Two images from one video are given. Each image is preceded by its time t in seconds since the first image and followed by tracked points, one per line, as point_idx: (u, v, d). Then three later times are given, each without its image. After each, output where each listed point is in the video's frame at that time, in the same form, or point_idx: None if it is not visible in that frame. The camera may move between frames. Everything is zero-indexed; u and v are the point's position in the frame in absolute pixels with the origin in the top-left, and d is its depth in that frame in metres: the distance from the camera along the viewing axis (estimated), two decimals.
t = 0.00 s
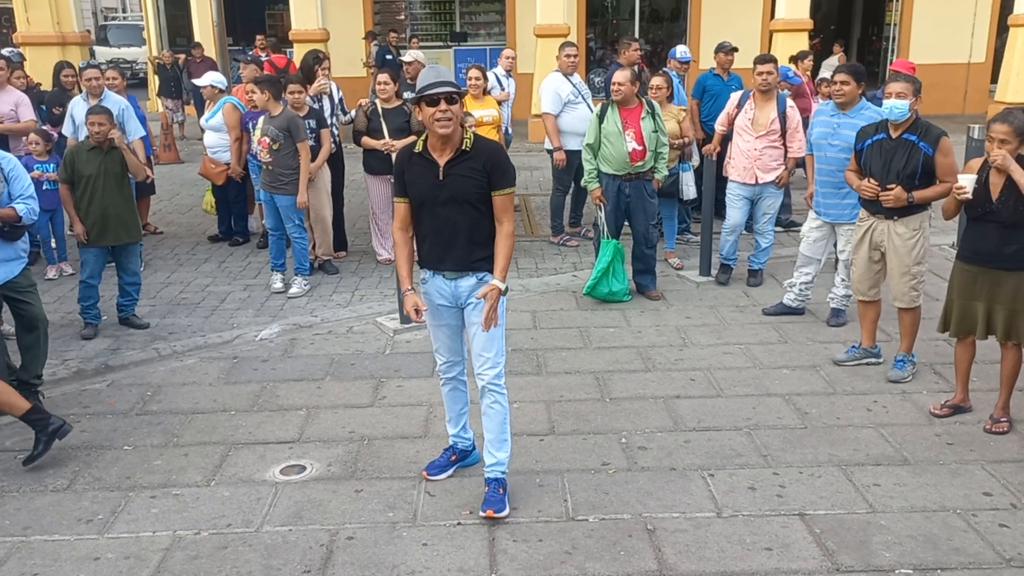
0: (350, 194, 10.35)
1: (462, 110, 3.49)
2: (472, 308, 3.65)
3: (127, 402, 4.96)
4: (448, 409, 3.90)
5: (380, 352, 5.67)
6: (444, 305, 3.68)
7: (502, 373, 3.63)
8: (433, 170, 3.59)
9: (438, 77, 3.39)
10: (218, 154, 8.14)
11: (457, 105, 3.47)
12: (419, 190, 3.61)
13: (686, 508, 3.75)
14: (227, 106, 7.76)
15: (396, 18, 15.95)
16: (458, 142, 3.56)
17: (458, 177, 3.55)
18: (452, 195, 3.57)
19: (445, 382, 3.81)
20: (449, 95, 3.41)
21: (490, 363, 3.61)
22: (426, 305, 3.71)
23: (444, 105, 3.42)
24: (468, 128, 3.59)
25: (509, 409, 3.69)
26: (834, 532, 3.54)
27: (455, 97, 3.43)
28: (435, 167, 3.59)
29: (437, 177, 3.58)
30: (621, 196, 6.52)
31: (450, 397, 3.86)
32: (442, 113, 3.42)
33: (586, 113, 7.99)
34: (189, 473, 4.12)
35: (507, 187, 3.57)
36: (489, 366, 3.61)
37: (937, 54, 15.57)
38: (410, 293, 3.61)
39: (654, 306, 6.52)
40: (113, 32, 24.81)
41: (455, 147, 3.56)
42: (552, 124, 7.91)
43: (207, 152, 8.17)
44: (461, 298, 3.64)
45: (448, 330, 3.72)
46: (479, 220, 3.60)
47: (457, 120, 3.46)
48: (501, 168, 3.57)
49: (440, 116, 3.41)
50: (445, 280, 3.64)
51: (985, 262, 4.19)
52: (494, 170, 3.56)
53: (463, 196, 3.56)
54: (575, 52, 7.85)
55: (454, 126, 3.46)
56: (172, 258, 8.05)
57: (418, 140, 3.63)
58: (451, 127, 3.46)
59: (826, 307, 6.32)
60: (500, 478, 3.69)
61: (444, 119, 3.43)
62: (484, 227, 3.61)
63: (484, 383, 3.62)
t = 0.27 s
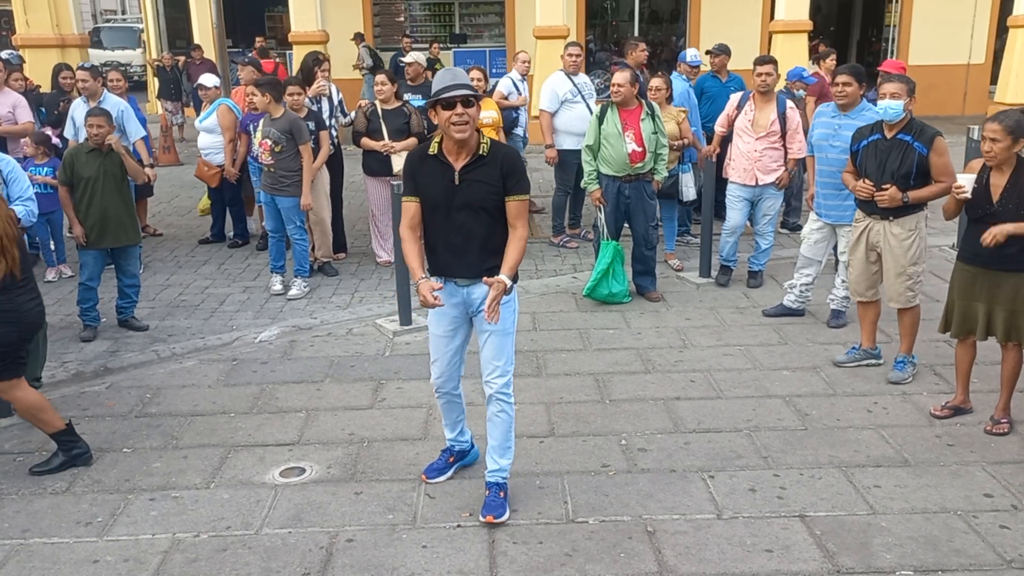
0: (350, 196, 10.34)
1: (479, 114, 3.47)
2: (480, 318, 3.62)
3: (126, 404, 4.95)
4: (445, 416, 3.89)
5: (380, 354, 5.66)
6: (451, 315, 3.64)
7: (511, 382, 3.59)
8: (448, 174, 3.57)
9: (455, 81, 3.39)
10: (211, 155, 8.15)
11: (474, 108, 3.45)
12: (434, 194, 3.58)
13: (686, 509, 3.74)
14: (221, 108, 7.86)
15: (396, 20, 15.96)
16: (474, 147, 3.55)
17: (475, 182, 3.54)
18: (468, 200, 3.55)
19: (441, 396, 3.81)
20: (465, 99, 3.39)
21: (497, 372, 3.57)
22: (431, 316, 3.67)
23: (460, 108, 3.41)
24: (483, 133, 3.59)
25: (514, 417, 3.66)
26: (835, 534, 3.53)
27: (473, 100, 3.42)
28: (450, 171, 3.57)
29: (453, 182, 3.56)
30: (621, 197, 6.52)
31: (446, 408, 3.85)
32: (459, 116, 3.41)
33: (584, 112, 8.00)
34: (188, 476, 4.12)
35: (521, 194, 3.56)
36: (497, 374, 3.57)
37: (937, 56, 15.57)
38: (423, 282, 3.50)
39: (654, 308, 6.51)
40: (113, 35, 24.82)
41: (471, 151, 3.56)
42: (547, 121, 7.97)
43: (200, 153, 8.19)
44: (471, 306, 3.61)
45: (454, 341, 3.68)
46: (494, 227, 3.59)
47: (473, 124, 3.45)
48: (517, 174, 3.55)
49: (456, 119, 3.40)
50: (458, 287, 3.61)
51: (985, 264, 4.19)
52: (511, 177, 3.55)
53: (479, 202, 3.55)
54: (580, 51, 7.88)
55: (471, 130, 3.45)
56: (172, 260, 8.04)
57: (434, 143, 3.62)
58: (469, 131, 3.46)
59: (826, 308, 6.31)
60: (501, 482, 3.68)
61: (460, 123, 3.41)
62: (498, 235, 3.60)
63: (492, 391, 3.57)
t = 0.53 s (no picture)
0: (350, 198, 10.35)
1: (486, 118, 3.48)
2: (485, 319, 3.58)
3: (127, 407, 4.95)
4: (436, 430, 3.73)
5: (381, 356, 5.67)
6: (456, 317, 3.59)
7: (514, 386, 3.58)
8: (457, 179, 3.57)
9: (460, 86, 3.39)
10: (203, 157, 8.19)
11: (480, 112, 3.45)
12: (444, 200, 3.58)
13: (687, 512, 3.74)
14: (216, 109, 8.07)
15: (396, 22, 15.98)
16: (481, 152, 3.55)
17: (483, 188, 3.55)
18: (479, 206, 3.56)
19: (438, 405, 3.65)
20: (470, 103, 3.39)
21: (501, 375, 3.56)
22: (434, 318, 3.61)
23: (465, 113, 3.41)
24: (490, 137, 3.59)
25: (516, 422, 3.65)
26: (836, 536, 3.53)
27: (479, 105, 3.42)
28: (459, 177, 3.57)
29: (461, 188, 3.57)
30: (622, 199, 6.52)
31: (440, 420, 3.70)
32: (464, 121, 3.42)
33: (581, 113, 8.00)
34: (189, 478, 4.12)
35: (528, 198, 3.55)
36: (502, 378, 3.55)
37: (937, 57, 15.59)
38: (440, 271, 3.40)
39: (655, 310, 6.51)
40: (113, 37, 24.85)
41: (479, 155, 3.56)
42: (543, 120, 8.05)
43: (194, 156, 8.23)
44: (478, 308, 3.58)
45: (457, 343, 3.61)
46: (504, 233, 3.60)
47: (479, 129, 3.45)
48: (526, 179, 3.56)
49: (462, 124, 3.40)
50: (464, 289, 3.56)
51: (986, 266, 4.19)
52: (520, 181, 3.55)
53: (489, 208, 3.56)
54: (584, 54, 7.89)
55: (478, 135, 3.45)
56: (172, 262, 8.05)
57: (440, 147, 3.61)
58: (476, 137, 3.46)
59: (826, 310, 6.31)
60: (502, 485, 3.68)
61: (465, 128, 3.42)
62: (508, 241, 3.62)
63: (496, 395, 3.56)
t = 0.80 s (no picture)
0: (349, 200, 10.34)
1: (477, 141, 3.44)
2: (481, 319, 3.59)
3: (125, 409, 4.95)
4: (436, 439, 3.68)
5: (380, 358, 5.66)
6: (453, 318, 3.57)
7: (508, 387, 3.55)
8: (450, 202, 3.53)
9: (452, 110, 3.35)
10: (196, 158, 8.10)
11: (471, 134, 3.41)
12: (441, 223, 3.55)
13: (686, 513, 3.74)
14: (209, 109, 8.12)
15: (395, 23, 15.97)
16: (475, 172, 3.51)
17: (478, 210, 3.54)
18: (478, 226, 3.57)
19: (439, 411, 3.60)
20: (461, 126, 3.36)
21: (495, 375, 3.53)
22: (431, 320, 3.58)
23: (456, 137, 3.37)
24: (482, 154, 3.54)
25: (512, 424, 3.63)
26: (835, 538, 3.52)
27: (471, 127, 3.38)
28: (453, 198, 3.53)
29: (456, 210, 3.54)
30: (621, 201, 6.51)
31: (441, 427, 3.64)
32: (456, 145, 3.38)
33: (576, 114, 8.02)
34: (187, 480, 4.11)
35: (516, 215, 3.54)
36: (495, 379, 3.53)
37: (936, 58, 15.58)
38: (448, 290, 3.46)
39: (654, 311, 6.51)
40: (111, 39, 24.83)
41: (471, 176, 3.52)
42: (538, 121, 8.09)
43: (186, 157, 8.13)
44: (475, 311, 3.60)
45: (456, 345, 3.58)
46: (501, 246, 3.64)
47: (471, 150, 3.42)
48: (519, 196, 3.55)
49: (453, 148, 3.37)
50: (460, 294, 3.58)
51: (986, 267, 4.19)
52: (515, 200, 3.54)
53: (487, 227, 3.57)
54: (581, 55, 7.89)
55: (469, 158, 3.42)
56: (171, 264, 8.04)
57: (432, 167, 3.54)
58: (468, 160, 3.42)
59: (825, 311, 6.31)
60: (500, 487, 3.67)
61: (458, 152, 3.38)
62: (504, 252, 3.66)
63: (490, 396, 3.53)
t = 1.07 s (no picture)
0: (344, 200, 10.34)
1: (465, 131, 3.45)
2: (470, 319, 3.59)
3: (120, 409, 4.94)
4: (429, 441, 3.69)
5: (375, 359, 5.66)
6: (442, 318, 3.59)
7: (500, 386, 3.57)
8: (438, 192, 3.53)
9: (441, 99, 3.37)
10: (188, 158, 8.16)
11: (459, 125, 3.42)
12: (428, 213, 3.54)
13: (681, 513, 3.75)
14: (201, 112, 8.15)
15: (390, 24, 15.97)
16: (463, 162, 3.52)
17: (466, 200, 3.53)
18: (464, 217, 3.54)
19: (430, 411, 3.62)
20: (449, 117, 3.37)
21: (487, 375, 3.55)
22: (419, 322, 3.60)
23: (444, 127, 3.38)
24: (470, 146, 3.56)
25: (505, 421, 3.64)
26: (829, 538, 3.53)
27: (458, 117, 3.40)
28: (441, 189, 3.53)
29: (443, 200, 3.53)
30: (616, 202, 6.53)
31: (433, 428, 3.66)
32: (444, 135, 3.38)
33: (565, 115, 8.05)
34: (182, 481, 4.11)
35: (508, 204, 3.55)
36: (487, 378, 3.54)
37: (930, 60, 15.63)
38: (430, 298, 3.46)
39: (649, 312, 6.52)
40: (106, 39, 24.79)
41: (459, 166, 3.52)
42: (529, 124, 8.11)
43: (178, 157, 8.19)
44: (464, 312, 3.59)
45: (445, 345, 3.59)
46: (488, 240, 3.62)
47: (458, 140, 3.42)
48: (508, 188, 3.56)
49: (441, 137, 3.37)
50: (449, 294, 3.58)
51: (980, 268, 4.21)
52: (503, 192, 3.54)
53: (475, 218, 3.55)
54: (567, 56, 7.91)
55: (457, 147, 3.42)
56: (165, 265, 8.03)
57: (419, 159, 3.54)
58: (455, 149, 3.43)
59: (819, 312, 6.33)
60: (495, 487, 3.67)
61: (444, 140, 3.38)
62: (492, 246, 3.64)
63: (482, 396, 3.54)
